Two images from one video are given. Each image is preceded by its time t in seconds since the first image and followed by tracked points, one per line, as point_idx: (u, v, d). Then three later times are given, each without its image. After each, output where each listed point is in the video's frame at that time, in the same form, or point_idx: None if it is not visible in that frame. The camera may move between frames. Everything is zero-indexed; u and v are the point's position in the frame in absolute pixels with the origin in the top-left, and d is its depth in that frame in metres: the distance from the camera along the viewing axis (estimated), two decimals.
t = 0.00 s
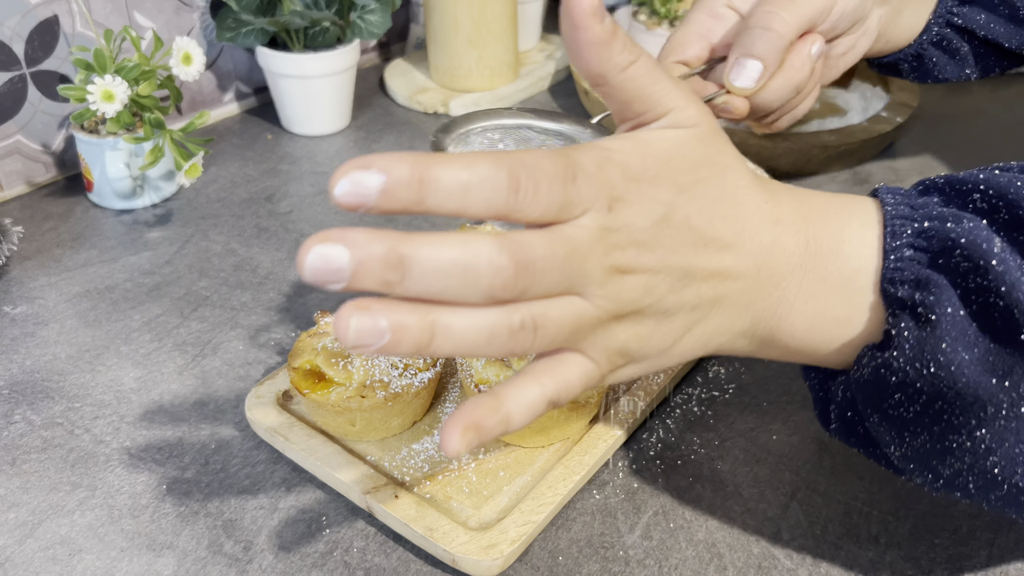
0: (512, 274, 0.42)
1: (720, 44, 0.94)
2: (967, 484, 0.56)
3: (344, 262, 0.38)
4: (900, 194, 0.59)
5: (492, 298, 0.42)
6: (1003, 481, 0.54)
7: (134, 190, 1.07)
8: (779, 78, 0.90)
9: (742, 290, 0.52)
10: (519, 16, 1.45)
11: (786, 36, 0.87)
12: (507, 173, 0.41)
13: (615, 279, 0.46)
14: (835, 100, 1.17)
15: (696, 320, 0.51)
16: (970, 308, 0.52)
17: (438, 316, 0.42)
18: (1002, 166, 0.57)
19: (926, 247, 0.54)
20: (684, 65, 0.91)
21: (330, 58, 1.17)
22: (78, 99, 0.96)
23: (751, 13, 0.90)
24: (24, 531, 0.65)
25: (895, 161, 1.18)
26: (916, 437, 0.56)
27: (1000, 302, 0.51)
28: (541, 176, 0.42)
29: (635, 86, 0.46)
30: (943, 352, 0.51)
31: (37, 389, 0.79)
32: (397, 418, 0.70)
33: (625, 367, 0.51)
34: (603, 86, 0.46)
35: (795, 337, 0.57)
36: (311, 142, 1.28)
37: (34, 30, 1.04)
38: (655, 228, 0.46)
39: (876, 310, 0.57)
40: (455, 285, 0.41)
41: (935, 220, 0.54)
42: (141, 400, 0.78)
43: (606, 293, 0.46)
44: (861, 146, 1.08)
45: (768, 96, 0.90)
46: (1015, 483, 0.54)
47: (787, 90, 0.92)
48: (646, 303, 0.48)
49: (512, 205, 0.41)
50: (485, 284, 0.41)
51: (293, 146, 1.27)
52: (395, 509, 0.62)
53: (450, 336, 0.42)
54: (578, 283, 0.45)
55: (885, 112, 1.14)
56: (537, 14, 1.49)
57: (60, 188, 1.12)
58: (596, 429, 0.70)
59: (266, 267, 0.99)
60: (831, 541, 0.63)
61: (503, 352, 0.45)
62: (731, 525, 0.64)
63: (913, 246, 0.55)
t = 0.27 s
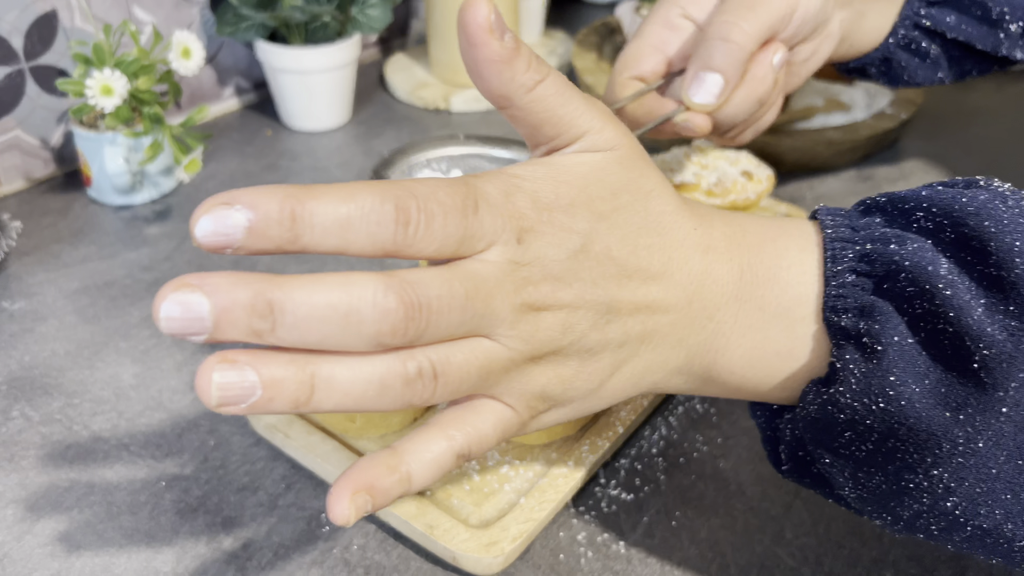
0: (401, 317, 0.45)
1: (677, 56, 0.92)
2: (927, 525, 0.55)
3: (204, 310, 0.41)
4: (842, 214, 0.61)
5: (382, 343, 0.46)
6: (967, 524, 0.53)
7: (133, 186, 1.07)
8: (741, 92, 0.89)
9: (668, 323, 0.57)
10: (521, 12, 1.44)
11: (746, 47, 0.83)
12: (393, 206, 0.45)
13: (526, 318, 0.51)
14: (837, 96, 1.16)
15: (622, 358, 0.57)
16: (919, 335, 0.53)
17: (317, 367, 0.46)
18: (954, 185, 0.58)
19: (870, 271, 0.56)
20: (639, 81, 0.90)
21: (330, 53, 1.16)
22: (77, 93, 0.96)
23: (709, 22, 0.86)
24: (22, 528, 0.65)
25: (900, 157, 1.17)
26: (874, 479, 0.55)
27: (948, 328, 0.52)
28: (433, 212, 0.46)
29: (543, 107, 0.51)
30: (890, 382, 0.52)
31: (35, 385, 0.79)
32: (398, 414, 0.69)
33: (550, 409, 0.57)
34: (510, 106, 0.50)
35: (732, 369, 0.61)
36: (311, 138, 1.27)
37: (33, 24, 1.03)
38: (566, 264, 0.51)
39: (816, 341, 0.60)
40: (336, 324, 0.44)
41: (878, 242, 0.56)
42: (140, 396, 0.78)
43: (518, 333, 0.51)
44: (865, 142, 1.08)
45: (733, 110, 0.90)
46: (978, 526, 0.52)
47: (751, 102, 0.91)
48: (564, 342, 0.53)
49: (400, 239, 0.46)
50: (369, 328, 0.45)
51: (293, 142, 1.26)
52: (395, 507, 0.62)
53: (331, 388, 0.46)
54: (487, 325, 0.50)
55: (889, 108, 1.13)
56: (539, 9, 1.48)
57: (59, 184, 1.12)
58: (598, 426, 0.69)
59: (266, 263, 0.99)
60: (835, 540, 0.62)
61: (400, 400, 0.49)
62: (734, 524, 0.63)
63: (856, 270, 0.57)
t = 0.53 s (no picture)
0: (320, 322, 0.43)
1: (626, 53, 0.95)
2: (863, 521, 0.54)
3: (123, 319, 0.39)
4: (778, 212, 0.58)
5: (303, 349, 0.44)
6: (899, 519, 0.52)
7: (135, 183, 1.06)
8: (686, 92, 0.90)
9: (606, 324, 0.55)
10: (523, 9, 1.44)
11: (691, 48, 0.86)
12: (312, 212, 0.43)
13: (456, 320, 0.48)
14: (841, 93, 1.17)
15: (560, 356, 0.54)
16: (847, 334, 0.52)
17: (238, 372, 0.44)
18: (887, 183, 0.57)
19: (801, 270, 0.54)
20: (587, 77, 0.94)
21: (333, 51, 1.16)
22: (78, 90, 0.96)
23: (657, 21, 0.89)
24: (23, 525, 0.65)
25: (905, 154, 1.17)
26: (807, 476, 0.54)
27: (876, 328, 0.51)
28: (356, 217, 0.44)
29: (475, 111, 0.50)
30: (817, 383, 0.51)
31: (37, 382, 0.79)
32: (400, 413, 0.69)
33: (487, 409, 0.54)
34: (440, 111, 0.49)
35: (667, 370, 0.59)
36: (313, 135, 1.27)
37: (34, 21, 1.03)
38: (499, 266, 0.49)
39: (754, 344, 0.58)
40: (253, 328, 0.42)
41: (811, 241, 0.54)
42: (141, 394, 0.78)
43: (447, 336, 0.48)
44: (868, 140, 1.08)
45: (675, 109, 0.91)
46: (909, 520, 0.51)
47: (694, 104, 0.92)
48: (496, 343, 0.51)
49: (321, 246, 0.44)
50: (288, 334, 0.43)
51: (295, 139, 1.26)
52: (397, 505, 0.61)
53: (252, 394, 0.44)
54: (413, 329, 0.47)
55: (893, 106, 1.13)
56: (542, 7, 1.48)
57: (61, 181, 1.12)
58: (600, 425, 0.69)
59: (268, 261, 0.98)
60: (838, 538, 0.62)
61: (323, 406, 0.47)
62: (737, 522, 0.63)
63: (789, 270, 0.54)
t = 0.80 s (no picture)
0: (320, 289, 0.44)
1: (630, 53, 0.95)
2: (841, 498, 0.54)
3: (139, 279, 0.39)
4: (765, 201, 0.60)
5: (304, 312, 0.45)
6: (873, 497, 0.52)
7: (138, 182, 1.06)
8: (689, 88, 0.89)
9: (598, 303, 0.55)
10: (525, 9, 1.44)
11: (693, 46, 0.85)
12: (313, 186, 0.44)
13: (452, 295, 0.49)
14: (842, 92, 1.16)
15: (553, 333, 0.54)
16: (826, 316, 0.52)
17: (244, 333, 0.44)
18: (869, 177, 0.58)
19: (785, 256, 0.55)
20: (591, 76, 0.94)
21: (336, 50, 1.16)
22: (82, 90, 0.96)
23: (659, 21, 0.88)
24: (27, 523, 0.65)
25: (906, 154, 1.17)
26: (784, 453, 0.55)
27: (852, 310, 0.51)
28: (356, 193, 0.45)
29: (475, 97, 0.50)
30: (794, 362, 0.51)
31: (40, 380, 0.79)
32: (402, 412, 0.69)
33: (482, 379, 0.54)
34: (441, 96, 0.49)
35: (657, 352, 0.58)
36: (316, 134, 1.28)
37: (38, 21, 1.03)
38: (497, 243, 0.50)
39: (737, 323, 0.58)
40: (255, 291, 0.43)
41: (794, 229, 0.55)
42: (145, 392, 0.78)
43: (443, 308, 0.48)
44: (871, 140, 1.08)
45: (679, 107, 0.91)
46: (882, 497, 0.52)
47: (699, 100, 0.91)
48: (491, 317, 0.51)
49: (323, 220, 0.44)
50: (290, 300, 0.43)
51: (298, 139, 1.26)
52: (400, 503, 0.62)
53: (257, 353, 0.44)
54: (408, 300, 0.47)
55: (895, 107, 1.13)
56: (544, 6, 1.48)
57: (64, 180, 1.12)
58: (602, 424, 0.69)
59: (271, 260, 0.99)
60: (840, 537, 0.62)
61: (323, 367, 0.47)
62: (739, 521, 0.63)
63: (771, 254, 0.55)
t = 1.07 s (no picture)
0: (381, 184, 0.54)
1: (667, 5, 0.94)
2: (827, 409, 0.60)
3: (242, 166, 0.51)
4: (776, 148, 0.66)
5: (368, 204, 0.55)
6: (852, 403, 0.59)
7: (141, 180, 1.07)
8: (716, 38, 0.90)
9: (622, 230, 0.63)
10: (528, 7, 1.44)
11: None
12: (383, 106, 0.54)
13: (494, 209, 0.58)
14: (844, 92, 1.17)
15: (580, 252, 0.63)
16: (815, 240, 0.58)
17: (322, 219, 0.54)
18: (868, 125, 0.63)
19: (783, 190, 0.61)
20: (632, 27, 0.93)
21: (337, 49, 1.17)
22: (86, 88, 0.96)
23: None
24: (31, 519, 0.65)
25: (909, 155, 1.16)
26: (775, 366, 0.61)
27: (837, 235, 0.57)
28: (417, 111, 0.55)
29: (521, 47, 0.59)
30: (783, 276, 0.58)
31: (44, 377, 0.79)
32: (404, 409, 0.69)
33: (518, 289, 0.63)
34: (495, 44, 0.59)
35: (671, 272, 0.66)
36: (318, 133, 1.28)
37: (41, 20, 1.03)
38: (533, 168, 0.59)
39: (740, 250, 0.65)
40: (336, 189, 0.54)
41: (794, 168, 0.62)
42: (148, 390, 0.78)
43: (484, 218, 0.58)
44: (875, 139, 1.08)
45: (706, 55, 0.91)
46: (861, 403, 0.58)
47: (725, 51, 0.92)
48: (525, 231, 0.60)
49: (388, 128, 0.54)
50: (358, 190, 0.54)
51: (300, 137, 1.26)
52: (402, 500, 0.62)
53: (330, 236, 0.54)
54: (454, 207, 0.57)
55: (898, 106, 1.13)
56: (546, 5, 1.48)
57: (67, 179, 1.12)
58: (604, 421, 0.69)
59: (274, 259, 0.99)
60: (841, 535, 0.62)
61: (382, 255, 0.57)
62: (740, 519, 0.63)
63: (773, 190, 0.62)
